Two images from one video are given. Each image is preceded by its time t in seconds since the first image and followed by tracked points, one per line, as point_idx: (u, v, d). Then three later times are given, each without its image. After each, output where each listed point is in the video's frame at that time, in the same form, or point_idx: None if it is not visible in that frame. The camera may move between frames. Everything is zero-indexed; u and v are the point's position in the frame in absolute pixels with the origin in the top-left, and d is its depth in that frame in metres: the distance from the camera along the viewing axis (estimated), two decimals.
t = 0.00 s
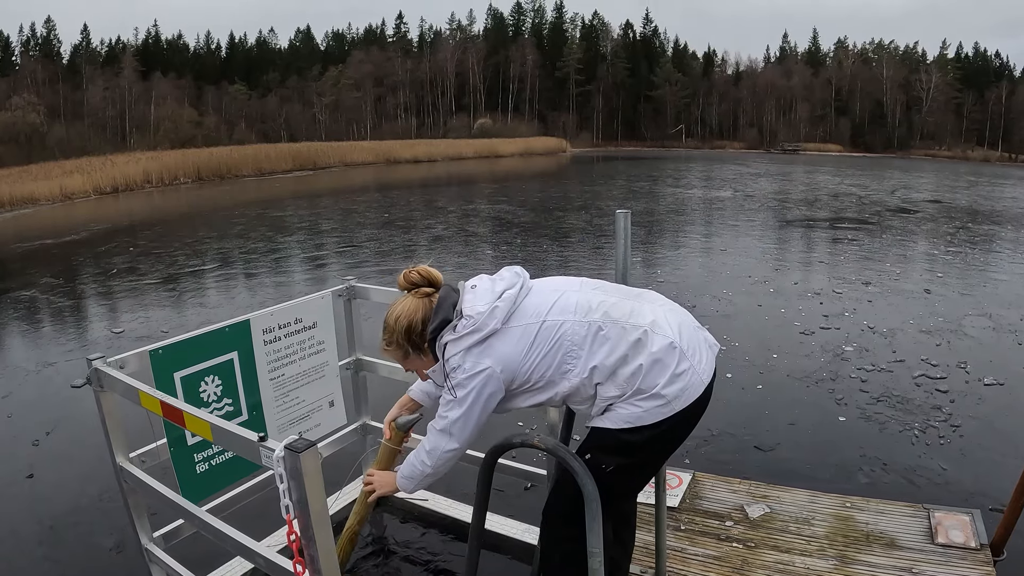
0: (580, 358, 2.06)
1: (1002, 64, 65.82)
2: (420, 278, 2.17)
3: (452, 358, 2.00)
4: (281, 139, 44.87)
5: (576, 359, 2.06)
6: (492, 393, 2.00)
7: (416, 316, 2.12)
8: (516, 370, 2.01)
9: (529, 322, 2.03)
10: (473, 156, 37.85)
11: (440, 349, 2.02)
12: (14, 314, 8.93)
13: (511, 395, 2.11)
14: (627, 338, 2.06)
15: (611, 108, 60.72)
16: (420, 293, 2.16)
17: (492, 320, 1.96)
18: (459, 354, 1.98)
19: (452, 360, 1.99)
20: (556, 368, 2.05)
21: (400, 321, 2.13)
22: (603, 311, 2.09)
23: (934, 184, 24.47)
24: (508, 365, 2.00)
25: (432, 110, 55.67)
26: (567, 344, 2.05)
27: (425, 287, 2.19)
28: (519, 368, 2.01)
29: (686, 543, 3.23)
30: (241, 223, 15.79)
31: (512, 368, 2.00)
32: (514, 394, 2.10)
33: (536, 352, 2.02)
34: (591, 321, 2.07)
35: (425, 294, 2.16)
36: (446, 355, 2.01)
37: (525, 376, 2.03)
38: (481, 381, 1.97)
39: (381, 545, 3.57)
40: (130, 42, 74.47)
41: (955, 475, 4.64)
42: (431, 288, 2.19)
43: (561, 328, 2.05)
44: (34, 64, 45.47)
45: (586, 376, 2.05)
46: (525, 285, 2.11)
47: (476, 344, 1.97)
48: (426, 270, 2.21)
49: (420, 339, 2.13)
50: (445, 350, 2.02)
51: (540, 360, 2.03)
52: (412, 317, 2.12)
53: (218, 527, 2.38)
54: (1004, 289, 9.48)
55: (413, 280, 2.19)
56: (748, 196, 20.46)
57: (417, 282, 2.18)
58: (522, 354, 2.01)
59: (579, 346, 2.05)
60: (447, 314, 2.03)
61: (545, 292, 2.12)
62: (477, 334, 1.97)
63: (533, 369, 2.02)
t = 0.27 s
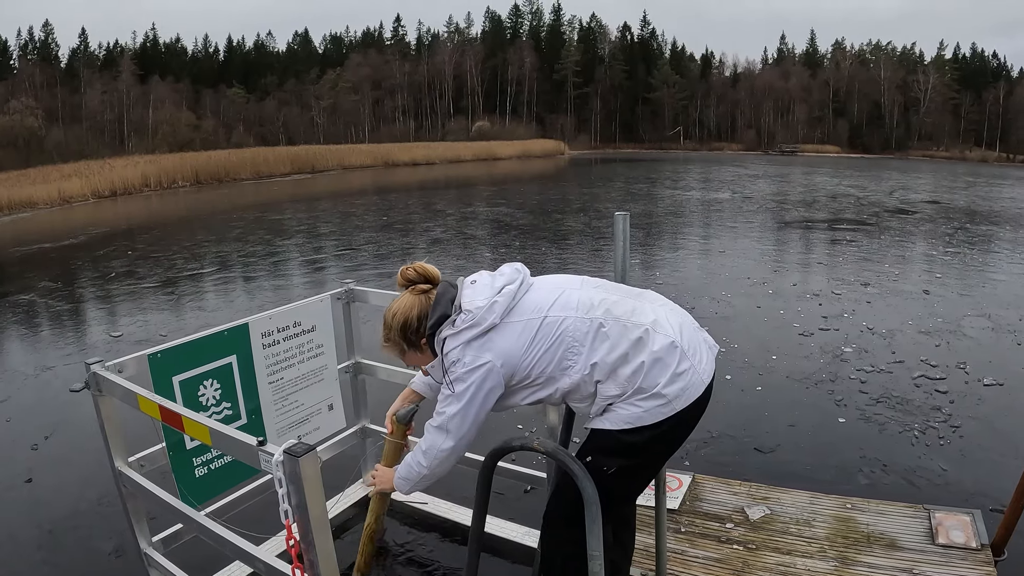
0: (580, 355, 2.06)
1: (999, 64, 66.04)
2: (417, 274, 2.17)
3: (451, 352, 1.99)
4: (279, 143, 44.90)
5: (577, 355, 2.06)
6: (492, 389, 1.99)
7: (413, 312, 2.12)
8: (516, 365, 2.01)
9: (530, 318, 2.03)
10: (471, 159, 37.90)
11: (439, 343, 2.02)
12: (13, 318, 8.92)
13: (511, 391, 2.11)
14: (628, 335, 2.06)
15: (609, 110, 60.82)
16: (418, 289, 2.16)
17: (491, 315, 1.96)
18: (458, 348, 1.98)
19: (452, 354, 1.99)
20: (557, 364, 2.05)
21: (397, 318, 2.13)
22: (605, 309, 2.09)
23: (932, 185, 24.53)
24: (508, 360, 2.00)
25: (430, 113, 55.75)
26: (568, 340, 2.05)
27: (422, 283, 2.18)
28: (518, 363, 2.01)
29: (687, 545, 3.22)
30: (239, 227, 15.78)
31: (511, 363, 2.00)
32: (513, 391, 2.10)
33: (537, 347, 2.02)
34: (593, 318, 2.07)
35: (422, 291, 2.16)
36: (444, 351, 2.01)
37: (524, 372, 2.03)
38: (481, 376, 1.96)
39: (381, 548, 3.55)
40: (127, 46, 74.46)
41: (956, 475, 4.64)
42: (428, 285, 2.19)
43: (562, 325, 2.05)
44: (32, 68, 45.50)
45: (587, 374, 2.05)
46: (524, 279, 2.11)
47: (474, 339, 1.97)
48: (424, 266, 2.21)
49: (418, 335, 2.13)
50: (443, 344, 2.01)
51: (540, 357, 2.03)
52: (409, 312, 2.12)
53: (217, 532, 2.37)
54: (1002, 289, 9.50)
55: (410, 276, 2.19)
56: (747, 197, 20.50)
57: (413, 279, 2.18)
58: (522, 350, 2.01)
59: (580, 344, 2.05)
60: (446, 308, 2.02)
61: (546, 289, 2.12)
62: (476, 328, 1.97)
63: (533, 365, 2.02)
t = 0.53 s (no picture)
0: (580, 358, 2.05)
1: (997, 65, 66.22)
2: (417, 275, 2.18)
3: (451, 352, 1.99)
4: (278, 146, 44.95)
5: (578, 359, 2.05)
6: (490, 391, 1.99)
7: (413, 312, 2.13)
8: (515, 367, 2.01)
9: (530, 320, 2.02)
10: (470, 162, 37.95)
11: (439, 344, 2.02)
12: (11, 322, 8.90)
13: (510, 393, 2.10)
14: (629, 341, 2.05)
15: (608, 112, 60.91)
16: (418, 290, 2.16)
17: (491, 316, 1.96)
18: (458, 349, 1.98)
19: (451, 355, 1.99)
20: (557, 368, 2.04)
21: (398, 318, 2.14)
22: (606, 314, 2.08)
23: (930, 186, 24.57)
24: (507, 362, 1.99)
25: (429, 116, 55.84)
26: (568, 345, 2.04)
27: (422, 283, 2.19)
28: (518, 366, 2.00)
29: (686, 548, 3.22)
30: (238, 230, 15.78)
31: (511, 365, 1.99)
32: (513, 393, 2.09)
33: (537, 350, 2.02)
34: (594, 322, 2.05)
35: (423, 292, 2.16)
36: (444, 352, 2.01)
37: (524, 374, 2.02)
38: (480, 378, 1.96)
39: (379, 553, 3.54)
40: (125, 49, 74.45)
41: (955, 477, 4.63)
42: (429, 286, 2.19)
43: (563, 328, 2.04)
44: (31, 71, 45.53)
45: (587, 378, 2.05)
46: (526, 280, 2.10)
47: (473, 340, 1.97)
48: (424, 267, 2.22)
49: (418, 335, 2.14)
50: (443, 346, 2.01)
51: (539, 361, 2.02)
52: (408, 313, 2.13)
53: (216, 536, 2.37)
54: (1001, 290, 9.50)
55: (411, 276, 2.19)
56: (746, 199, 20.52)
57: (415, 280, 2.18)
58: (521, 353, 2.00)
59: (582, 348, 2.04)
60: (446, 310, 2.03)
61: (547, 292, 2.12)
62: (475, 330, 1.96)
63: (533, 368, 2.02)
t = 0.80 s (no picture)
0: (591, 368, 2.05)
1: (997, 66, 66.32)
2: (439, 277, 2.22)
3: (466, 352, 2.02)
4: (278, 147, 45.02)
5: (588, 369, 2.05)
6: (501, 393, 2.00)
7: (433, 313, 2.15)
8: (527, 372, 2.02)
9: (545, 327, 2.05)
10: (470, 163, 38.00)
11: (454, 344, 2.05)
12: (12, 324, 8.91)
13: (519, 399, 2.10)
14: (641, 355, 2.06)
15: (608, 113, 60.98)
16: (439, 291, 2.20)
17: (507, 319, 1.99)
18: (473, 351, 2.00)
19: (465, 355, 2.01)
20: (568, 376, 2.05)
21: (418, 318, 2.17)
22: (621, 327, 2.09)
23: (930, 187, 24.59)
24: (520, 366, 2.00)
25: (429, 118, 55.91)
26: (580, 355, 2.05)
27: (443, 286, 2.22)
28: (528, 370, 2.02)
29: (686, 549, 3.21)
30: (239, 232, 15.79)
31: (522, 369, 2.01)
32: (522, 399, 2.09)
33: (549, 356, 2.03)
34: (607, 334, 2.06)
35: (443, 293, 2.19)
36: (459, 351, 2.03)
37: (535, 379, 2.04)
38: (491, 381, 1.98)
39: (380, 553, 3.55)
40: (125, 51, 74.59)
41: (955, 478, 4.62)
42: (450, 289, 2.22)
43: (576, 337, 2.06)
44: (32, 73, 45.60)
45: (597, 389, 2.04)
46: (544, 288, 2.14)
47: (487, 342, 2.00)
48: (447, 271, 2.26)
49: (435, 335, 2.15)
50: (459, 346, 2.03)
51: (550, 368, 2.03)
52: (428, 313, 2.16)
53: (215, 537, 2.36)
54: (1001, 290, 9.50)
55: (434, 277, 2.23)
56: (746, 200, 20.52)
57: (437, 282, 2.22)
58: (534, 359, 2.02)
59: (593, 359, 2.05)
60: (464, 311, 2.06)
61: (564, 302, 2.14)
62: (491, 332, 2.00)
63: (545, 375, 2.03)
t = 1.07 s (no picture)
0: (611, 388, 2.06)
1: (997, 66, 66.43)
2: (468, 291, 2.26)
3: (487, 363, 2.07)
4: (278, 149, 45.07)
5: (607, 389, 2.06)
6: (518, 404, 2.04)
7: (459, 325, 2.21)
8: (547, 386, 2.06)
9: (568, 345, 2.09)
10: (470, 165, 38.02)
11: (478, 353, 2.10)
12: (12, 326, 8.92)
13: (535, 413, 2.14)
14: (662, 378, 2.06)
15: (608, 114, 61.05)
16: (467, 304, 2.25)
17: (530, 332, 2.05)
18: (495, 359, 2.05)
19: (487, 364, 2.06)
20: (586, 394, 2.07)
21: (444, 329, 2.23)
22: (642, 351, 2.11)
23: (930, 187, 24.60)
24: (539, 380, 2.04)
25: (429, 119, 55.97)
26: (601, 377, 2.06)
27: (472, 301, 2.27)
28: (549, 384, 2.05)
29: (687, 549, 3.21)
30: (239, 233, 15.80)
31: (542, 384, 2.05)
32: (538, 413, 2.12)
33: (569, 374, 2.06)
34: (628, 357, 2.08)
35: (470, 307, 2.24)
36: (480, 362, 2.08)
37: (556, 394, 2.06)
38: (511, 392, 2.02)
39: (381, 555, 3.54)
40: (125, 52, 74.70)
41: (956, 478, 4.62)
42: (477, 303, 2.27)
43: (597, 357, 2.08)
44: (32, 75, 45.66)
45: (614, 410, 2.06)
46: (571, 308, 2.16)
47: (510, 354, 2.05)
48: (477, 287, 2.31)
49: (460, 346, 2.20)
50: (481, 356, 2.09)
51: (571, 384, 2.05)
52: (455, 326, 2.21)
53: (214, 539, 2.37)
54: (1001, 291, 9.50)
55: (464, 292, 2.27)
56: (746, 201, 20.52)
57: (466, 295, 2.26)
58: (555, 373, 2.05)
59: (614, 381, 2.06)
60: (490, 322, 2.11)
61: (587, 325, 2.17)
62: (514, 343, 2.04)
63: (565, 389, 2.06)
